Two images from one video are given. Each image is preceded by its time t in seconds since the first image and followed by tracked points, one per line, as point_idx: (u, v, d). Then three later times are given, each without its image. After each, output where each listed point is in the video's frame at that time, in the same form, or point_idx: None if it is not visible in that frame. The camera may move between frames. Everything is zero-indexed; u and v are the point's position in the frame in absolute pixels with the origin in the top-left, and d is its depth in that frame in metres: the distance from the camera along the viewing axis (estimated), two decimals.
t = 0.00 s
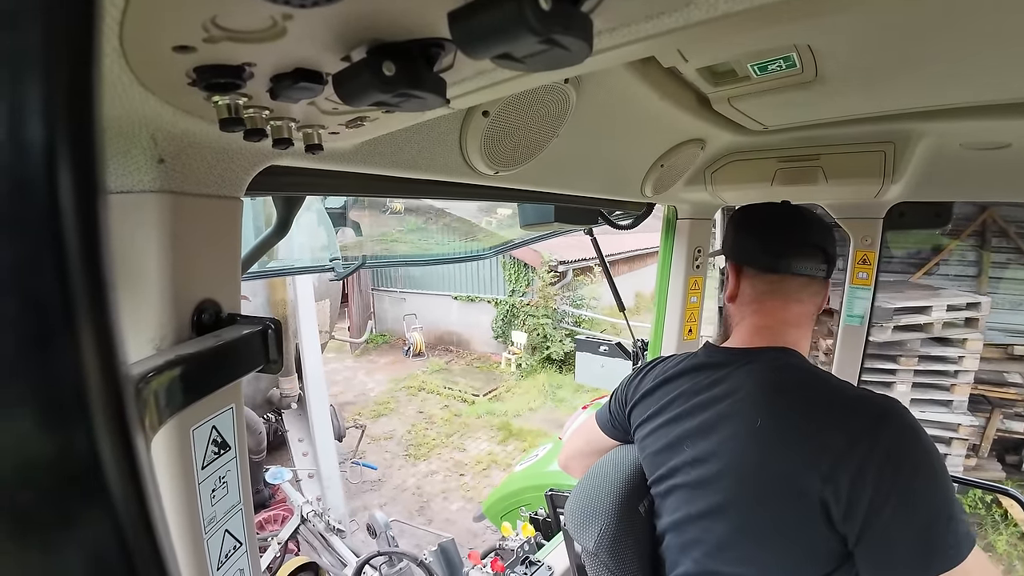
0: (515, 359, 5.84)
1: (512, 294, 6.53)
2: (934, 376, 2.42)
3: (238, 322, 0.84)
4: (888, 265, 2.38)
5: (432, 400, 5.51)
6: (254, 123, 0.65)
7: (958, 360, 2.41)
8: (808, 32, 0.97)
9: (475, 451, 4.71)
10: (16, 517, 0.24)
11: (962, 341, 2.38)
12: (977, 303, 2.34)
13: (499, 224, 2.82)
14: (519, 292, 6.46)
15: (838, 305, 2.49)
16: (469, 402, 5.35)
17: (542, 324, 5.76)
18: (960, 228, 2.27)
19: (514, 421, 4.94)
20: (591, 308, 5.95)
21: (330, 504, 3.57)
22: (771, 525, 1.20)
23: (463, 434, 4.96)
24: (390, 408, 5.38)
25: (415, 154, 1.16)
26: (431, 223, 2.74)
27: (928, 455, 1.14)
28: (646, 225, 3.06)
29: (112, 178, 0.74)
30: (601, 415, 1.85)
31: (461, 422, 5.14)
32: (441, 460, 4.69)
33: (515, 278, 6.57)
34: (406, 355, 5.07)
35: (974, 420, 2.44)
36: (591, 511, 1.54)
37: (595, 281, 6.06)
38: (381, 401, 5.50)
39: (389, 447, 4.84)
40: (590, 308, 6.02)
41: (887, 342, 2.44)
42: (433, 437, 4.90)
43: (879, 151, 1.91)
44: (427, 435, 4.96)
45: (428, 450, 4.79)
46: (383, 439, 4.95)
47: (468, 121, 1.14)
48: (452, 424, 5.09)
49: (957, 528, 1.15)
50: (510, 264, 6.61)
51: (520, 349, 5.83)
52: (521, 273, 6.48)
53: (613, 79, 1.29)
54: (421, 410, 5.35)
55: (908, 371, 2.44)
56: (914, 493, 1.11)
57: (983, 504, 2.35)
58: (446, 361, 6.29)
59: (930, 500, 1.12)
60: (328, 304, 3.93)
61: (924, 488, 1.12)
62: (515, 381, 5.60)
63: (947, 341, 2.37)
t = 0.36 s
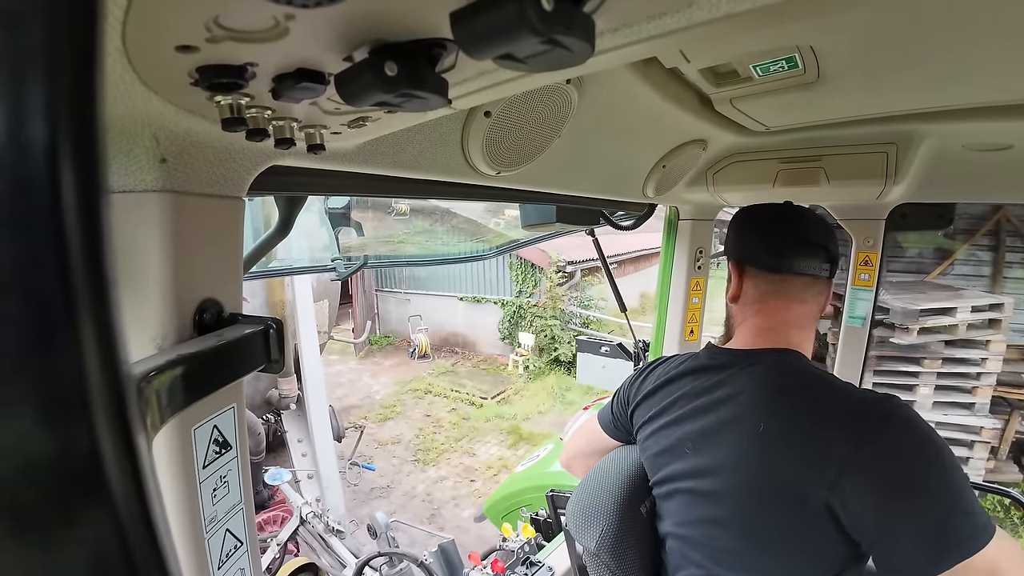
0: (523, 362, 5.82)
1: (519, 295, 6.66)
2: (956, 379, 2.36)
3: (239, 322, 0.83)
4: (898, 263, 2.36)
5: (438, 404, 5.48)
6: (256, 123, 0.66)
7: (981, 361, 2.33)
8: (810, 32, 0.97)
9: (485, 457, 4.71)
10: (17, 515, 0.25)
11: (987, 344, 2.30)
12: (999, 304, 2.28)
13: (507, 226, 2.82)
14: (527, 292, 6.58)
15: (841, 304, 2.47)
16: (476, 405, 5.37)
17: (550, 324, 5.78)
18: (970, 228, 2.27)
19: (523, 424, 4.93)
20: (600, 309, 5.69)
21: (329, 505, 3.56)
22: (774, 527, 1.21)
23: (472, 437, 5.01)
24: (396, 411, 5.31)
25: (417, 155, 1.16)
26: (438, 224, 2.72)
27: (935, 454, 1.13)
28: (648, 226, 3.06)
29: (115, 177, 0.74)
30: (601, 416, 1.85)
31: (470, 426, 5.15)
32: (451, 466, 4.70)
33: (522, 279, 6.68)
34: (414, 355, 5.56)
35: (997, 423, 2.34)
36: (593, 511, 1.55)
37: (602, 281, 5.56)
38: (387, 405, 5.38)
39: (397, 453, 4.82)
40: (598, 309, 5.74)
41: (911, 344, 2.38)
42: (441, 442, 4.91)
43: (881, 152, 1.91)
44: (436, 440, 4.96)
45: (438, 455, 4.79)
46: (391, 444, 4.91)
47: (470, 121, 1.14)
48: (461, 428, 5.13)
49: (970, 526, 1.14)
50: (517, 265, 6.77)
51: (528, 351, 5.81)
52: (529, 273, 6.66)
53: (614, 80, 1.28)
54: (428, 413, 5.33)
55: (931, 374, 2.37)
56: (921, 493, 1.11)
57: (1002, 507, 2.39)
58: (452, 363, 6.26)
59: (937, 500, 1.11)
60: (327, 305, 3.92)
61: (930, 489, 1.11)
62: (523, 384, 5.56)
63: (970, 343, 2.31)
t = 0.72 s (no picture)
0: (534, 362, 5.79)
1: (528, 296, 6.47)
2: (984, 381, 2.43)
3: (241, 320, 0.83)
4: (916, 263, 2.39)
5: (450, 407, 5.48)
6: (256, 121, 0.65)
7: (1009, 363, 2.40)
8: (812, 28, 0.97)
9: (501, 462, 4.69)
10: (19, 514, 0.25)
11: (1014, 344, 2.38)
12: None
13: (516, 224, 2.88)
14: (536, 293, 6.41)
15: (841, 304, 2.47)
16: (488, 408, 5.34)
17: (562, 325, 5.85)
18: (989, 228, 2.32)
19: (539, 428, 4.99)
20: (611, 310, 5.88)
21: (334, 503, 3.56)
22: (783, 514, 1.21)
23: (486, 442, 4.97)
24: (406, 414, 5.40)
25: (417, 152, 1.16)
26: (447, 226, 2.80)
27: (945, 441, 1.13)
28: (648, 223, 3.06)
29: (115, 179, 0.73)
30: (603, 413, 1.85)
31: (481, 430, 5.12)
32: (465, 472, 4.68)
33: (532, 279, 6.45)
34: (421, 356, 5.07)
35: None
36: (596, 507, 1.54)
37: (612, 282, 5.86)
38: (395, 408, 5.48)
39: (410, 457, 4.82)
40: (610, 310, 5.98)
41: (944, 346, 2.43)
42: (455, 446, 4.87)
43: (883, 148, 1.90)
44: (450, 444, 4.92)
45: (451, 460, 4.77)
46: (404, 449, 4.91)
47: (470, 119, 1.14)
48: (473, 432, 5.10)
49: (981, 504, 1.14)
50: (526, 264, 6.48)
51: (539, 352, 5.75)
52: (539, 273, 6.36)
53: (615, 76, 1.28)
54: (438, 417, 5.36)
55: (960, 375, 2.44)
56: (930, 481, 1.11)
57: None
58: (461, 365, 6.26)
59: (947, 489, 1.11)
60: (328, 304, 3.94)
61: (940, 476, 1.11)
62: (535, 387, 5.55)
63: (1001, 345, 2.38)
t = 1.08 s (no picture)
0: (548, 366, 5.71)
1: (541, 296, 6.36)
2: None
3: (242, 322, 0.83)
4: (941, 262, 2.33)
5: (462, 412, 5.31)
6: (256, 123, 0.65)
7: None
8: (811, 29, 0.97)
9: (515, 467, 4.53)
10: (20, 514, 0.25)
11: None
12: None
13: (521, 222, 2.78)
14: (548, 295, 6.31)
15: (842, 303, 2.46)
16: (503, 413, 5.21)
17: (577, 327, 5.81)
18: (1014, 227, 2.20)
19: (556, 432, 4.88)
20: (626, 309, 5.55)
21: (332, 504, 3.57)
22: (773, 521, 1.21)
23: (502, 449, 4.79)
24: (419, 420, 5.26)
25: (417, 154, 1.16)
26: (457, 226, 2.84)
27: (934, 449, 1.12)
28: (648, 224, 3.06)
29: (115, 178, 0.72)
30: (607, 411, 1.84)
31: (498, 435, 4.97)
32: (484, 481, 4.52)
33: (545, 280, 6.35)
34: (428, 359, 5.61)
35: None
36: (597, 509, 1.54)
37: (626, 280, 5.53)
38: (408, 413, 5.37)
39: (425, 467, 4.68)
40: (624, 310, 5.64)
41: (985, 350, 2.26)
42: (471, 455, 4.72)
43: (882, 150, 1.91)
44: (465, 452, 4.77)
45: (468, 468, 4.60)
46: (417, 457, 4.78)
47: (470, 121, 1.15)
48: (489, 438, 4.94)
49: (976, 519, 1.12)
50: (539, 265, 6.40)
51: (551, 355, 5.72)
52: (551, 273, 6.28)
53: (614, 78, 1.28)
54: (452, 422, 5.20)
55: (1000, 380, 2.26)
56: (918, 489, 1.10)
57: None
58: (472, 368, 6.07)
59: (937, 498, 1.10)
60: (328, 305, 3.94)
61: (929, 484, 1.10)
62: (551, 391, 5.47)
63: None
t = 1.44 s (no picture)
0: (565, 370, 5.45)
1: (556, 297, 6.47)
2: None
3: (238, 326, 0.83)
4: (970, 263, 2.30)
5: (479, 418, 5.18)
6: (252, 126, 0.65)
7: None
8: (807, 30, 0.97)
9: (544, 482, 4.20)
10: (16, 517, 0.25)
11: None
12: None
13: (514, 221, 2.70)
14: (564, 296, 6.46)
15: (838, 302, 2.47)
16: (522, 419, 5.07)
17: (593, 327, 6.17)
18: None
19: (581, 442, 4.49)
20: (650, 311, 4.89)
21: (330, 506, 3.59)
22: (744, 527, 1.22)
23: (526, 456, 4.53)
24: (434, 427, 5.20)
25: (414, 156, 1.16)
26: (470, 229, 2.85)
27: (901, 462, 1.09)
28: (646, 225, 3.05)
29: (113, 183, 0.75)
30: (605, 413, 1.86)
31: (518, 443, 4.81)
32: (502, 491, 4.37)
33: (560, 281, 6.41)
34: (439, 361, 5.72)
35: None
36: (593, 509, 1.55)
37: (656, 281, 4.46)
38: (421, 419, 5.31)
39: (444, 478, 4.52)
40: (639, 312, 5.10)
41: None
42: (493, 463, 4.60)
43: (878, 149, 1.91)
44: (486, 461, 4.64)
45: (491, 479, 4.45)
46: (435, 466, 4.70)
47: (467, 122, 1.14)
48: (508, 445, 4.81)
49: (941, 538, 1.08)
50: (554, 265, 6.43)
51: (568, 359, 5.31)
52: (567, 274, 6.39)
53: (611, 79, 1.28)
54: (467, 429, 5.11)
55: None
56: (882, 503, 1.07)
57: None
58: (487, 372, 6.03)
59: (904, 511, 1.07)
60: (326, 305, 3.91)
61: (895, 498, 1.07)
62: (568, 396, 5.41)
63: None
